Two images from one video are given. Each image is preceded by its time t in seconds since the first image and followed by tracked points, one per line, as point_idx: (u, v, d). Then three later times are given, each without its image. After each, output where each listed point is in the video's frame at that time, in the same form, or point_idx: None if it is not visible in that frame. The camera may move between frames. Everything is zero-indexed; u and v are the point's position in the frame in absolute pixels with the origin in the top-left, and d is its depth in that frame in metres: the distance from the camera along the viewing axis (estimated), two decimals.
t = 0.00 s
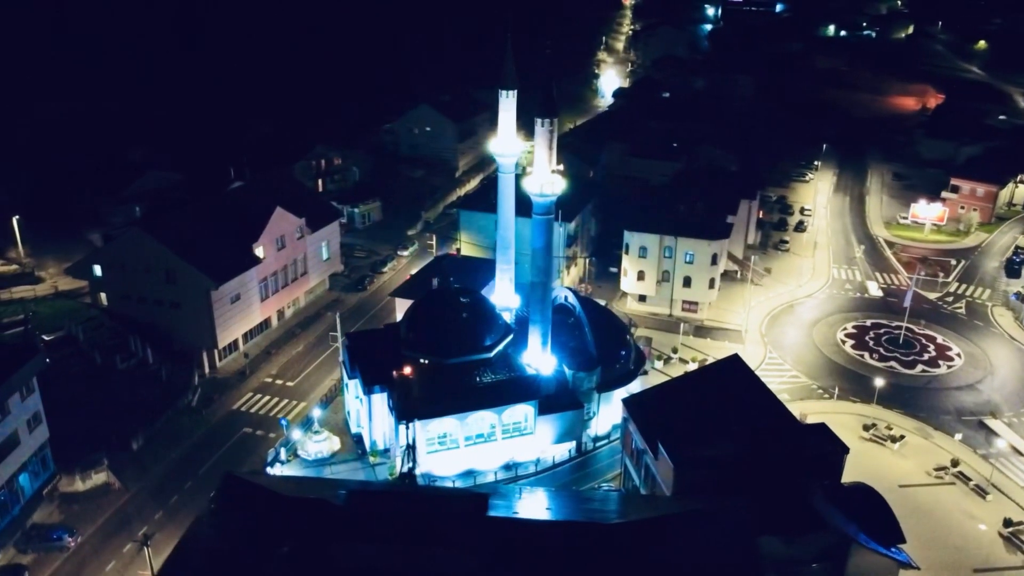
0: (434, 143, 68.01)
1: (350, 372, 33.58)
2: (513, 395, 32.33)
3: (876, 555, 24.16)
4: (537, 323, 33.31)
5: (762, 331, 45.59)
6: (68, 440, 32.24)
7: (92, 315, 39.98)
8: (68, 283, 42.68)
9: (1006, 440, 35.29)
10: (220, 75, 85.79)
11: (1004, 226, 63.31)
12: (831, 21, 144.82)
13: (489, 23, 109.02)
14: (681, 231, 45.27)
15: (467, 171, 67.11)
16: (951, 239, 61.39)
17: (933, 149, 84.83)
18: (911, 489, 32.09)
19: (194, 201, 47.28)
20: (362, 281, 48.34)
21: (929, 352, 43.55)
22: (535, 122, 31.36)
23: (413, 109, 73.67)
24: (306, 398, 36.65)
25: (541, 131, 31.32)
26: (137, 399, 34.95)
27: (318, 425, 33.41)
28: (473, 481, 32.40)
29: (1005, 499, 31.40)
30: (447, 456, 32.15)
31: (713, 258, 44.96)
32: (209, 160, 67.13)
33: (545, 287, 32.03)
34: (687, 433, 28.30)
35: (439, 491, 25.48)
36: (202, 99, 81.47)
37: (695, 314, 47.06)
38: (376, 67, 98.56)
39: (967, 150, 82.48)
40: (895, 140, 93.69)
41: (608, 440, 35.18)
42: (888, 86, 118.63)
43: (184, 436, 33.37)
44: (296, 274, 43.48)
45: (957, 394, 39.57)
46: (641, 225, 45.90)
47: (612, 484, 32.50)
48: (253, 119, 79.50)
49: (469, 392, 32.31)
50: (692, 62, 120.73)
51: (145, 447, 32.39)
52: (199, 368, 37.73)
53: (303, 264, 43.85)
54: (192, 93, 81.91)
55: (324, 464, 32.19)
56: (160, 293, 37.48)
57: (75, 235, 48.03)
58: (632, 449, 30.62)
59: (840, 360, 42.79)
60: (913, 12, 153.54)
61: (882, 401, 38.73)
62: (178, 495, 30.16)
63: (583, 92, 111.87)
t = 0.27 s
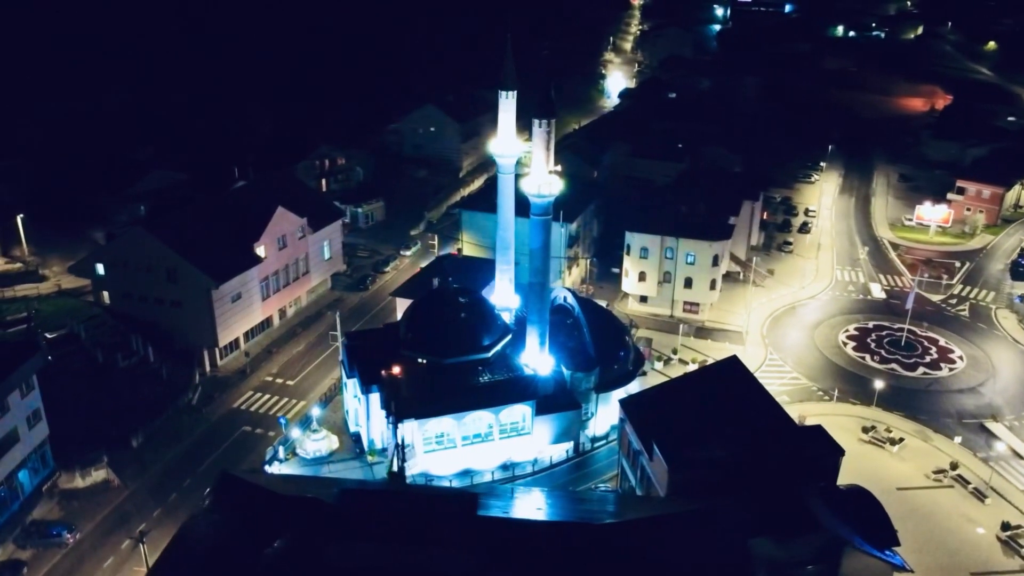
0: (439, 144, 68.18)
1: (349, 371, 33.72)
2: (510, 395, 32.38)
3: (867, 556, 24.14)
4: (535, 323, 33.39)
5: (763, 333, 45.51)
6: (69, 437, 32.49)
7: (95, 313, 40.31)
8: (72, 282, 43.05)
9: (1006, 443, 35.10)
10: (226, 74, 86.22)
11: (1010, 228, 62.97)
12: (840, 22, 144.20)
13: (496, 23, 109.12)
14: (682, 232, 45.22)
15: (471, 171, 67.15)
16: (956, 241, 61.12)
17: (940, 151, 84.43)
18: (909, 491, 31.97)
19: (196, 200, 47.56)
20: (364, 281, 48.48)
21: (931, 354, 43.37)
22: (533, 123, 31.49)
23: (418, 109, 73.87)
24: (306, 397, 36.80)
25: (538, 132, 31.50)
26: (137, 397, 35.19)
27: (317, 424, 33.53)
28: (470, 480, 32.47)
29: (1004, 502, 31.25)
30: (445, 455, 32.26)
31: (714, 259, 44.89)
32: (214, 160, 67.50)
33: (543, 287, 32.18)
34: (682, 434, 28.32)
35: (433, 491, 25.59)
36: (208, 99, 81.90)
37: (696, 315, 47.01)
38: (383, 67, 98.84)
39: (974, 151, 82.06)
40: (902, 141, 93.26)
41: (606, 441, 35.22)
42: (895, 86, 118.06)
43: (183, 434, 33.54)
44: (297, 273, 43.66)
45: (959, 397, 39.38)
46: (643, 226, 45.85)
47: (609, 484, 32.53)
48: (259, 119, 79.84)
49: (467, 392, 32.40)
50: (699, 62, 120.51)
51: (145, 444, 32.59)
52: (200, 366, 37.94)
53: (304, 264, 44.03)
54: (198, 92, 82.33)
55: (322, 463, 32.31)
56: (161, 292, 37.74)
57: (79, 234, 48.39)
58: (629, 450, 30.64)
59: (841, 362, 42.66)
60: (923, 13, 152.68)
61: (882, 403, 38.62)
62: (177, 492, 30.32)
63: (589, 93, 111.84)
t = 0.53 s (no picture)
0: (444, 144, 68.44)
1: (347, 370, 33.89)
2: (507, 395, 32.47)
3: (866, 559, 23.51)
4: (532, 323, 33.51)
5: (765, 335, 45.38)
6: (71, 434, 32.83)
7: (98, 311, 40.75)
8: (76, 280, 43.52)
9: (1007, 447, 34.89)
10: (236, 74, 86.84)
11: (1017, 231, 62.51)
12: (851, 22, 143.52)
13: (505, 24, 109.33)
14: (684, 233, 45.13)
15: (477, 171, 67.28)
16: (963, 244, 60.76)
17: (949, 153, 83.91)
18: (907, 495, 31.85)
19: (201, 198, 47.98)
20: (367, 280, 48.66)
21: (934, 357, 43.15)
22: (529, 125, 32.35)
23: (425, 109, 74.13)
24: (306, 395, 37.01)
25: (536, 135, 33.99)
26: (138, 394, 35.52)
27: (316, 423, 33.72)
28: (466, 480, 32.61)
29: (1003, 507, 31.10)
30: (441, 455, 32.39)
31: (716, 261, 44.80)
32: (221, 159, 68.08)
33: (540, 288, 32.40)
34: (677, 436, 28.35)
35: (427, 491, 25.74)
36: (217, 100, 82.58)
37: (698, 316, 46.94)
38: (391, 68, 99.20)
39: (983, 153, 81.51)
40: (911, 143, 92.77)
41: (604, 441, 35.26)
42: (906, 88, 117.46)
43: (183, 432, 33.81)
44: (300, 272, 43.91)
45: (960, 400, 39.18)
46: (645, 227, 45.77)
47: (605, 485, 32.55)
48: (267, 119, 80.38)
49: (464, 392, 32.49)
50: (709, 62, 120.30)
51: (144, 441, 32.87)
52: (202, 364, 38.24)
53: (306, 263, 44.28)
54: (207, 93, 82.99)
55: (320, 461, 32.51)
56: (164, 291, 38.07)
57: (86, 232, 48.94)
58: (624, 450, 30.68)
59: (843, 365, 42.50)
60: (936, 14, 151.66)
61: (883, 406, 38.49)
62: (175, 490, 30.54)
63: (598, 93, 111.79)
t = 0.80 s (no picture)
0: (450, 144, 68.65)
1: (346, 369, 34.04)
2: (505, 396, 32.54)
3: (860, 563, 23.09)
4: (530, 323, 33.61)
5: (767, 337, 45.26)
6: (72, 431, 33.16)
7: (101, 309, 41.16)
8: (80, 279, 43.96)
9: (1008, 451, 34.69)
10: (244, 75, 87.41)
11: None
12: (862, 23, 142.89)
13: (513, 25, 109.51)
14: (686, 234, 45.08)
15: (482, 172, 67.38)
16: (969, 246, 60.43)
17: (958, 155, 83.44)
18: (906, 498, 31.73)
19: (205, 198, 48.36)
20: (370, 280, 48.82)
21: (937, 360, 42.96)
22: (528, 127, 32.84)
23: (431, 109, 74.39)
24: (306, 394, 37.19)
25: (536, 134, 33.13)
26: (140, 391, 35.83)
27: (315, 422, 33.87)
28: (463, 480, 32.69)
29: (1002, 511, 30.95)
30: (438, 454, 32.47)
31: (718, 263, 44.74)
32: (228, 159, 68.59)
33: (538, 288, 32.59)
34: (672, 437, 28.37)
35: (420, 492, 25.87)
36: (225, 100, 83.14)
37: (700, 317, 46.84)
38: (399, 68, 99.44)
39: (992, 155, 80.98)
40: (920, 145, 92.33)
41: (602, 442, 35.27)
42: (917, 89, 116.86)
43: (184, 429, 34.06)
44: (302, 272, 44.13)
45: (962, 404, 38.99)
46: (647, 228, 45.74)
47: (602, 485, 32.59)
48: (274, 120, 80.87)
49: (462, 392, 32.57)
50: (718, 63, 120.10)
51: (145, 438, 33.13)
52: (203, 362, 38.49)
53: (309, 263, 44.51)
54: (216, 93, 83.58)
55: (318, 460, 32.65)
56: (166, 289, 38.38)
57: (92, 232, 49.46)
58: (620, 451, 30.69)
59: (845, 368, 42.34)
60: (948, 14, 150.74)
61: (883, 409, 38.35)
62: (175, 487, 30.75)
63: (606, 94, 111.62)
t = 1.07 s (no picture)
0: (455, 144, 68.83)
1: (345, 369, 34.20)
2: (504, 396, 32.58)
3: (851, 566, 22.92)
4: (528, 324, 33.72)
5: (769, 339, 45.13)
6: (74, 427, 33.51)
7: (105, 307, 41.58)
8: (85, 277, 44.42)
9: (1009, 456, 34.48)
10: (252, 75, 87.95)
11: None
12: (873, 24, 142.11)
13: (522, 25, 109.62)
14: (688, 236, 45.04)
15: (487, 172, 67.46)
16: (976, 249, 60.06)
17: (967, 156, 82.85)
18: (904, 502, 31.60)
19: (210, 197, 48.71)
20: (373, 280, 48.98)
21: (940, 363, 42.74)
22: (526, 127, 33.08)
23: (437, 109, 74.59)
24: (306, 393, 37.34)
25: (532, 135, 33.04)
26: (141, 388, 36.12)
27: (314, 420, 34.03)
28: (461, 479, 32.77)
29: (1001, 516, 30.78)
30: (436, 454, 32.56)
31: (720, 264, 44.69)
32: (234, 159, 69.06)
33: (537, 289, 32.66)
34: (667, 439, 28.40)
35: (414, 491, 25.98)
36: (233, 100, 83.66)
37: (702, 319, 46.74)
38: (407, 69, 99.76)
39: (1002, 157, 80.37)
40: (929, 146, 91.76)
41: (601, 443, 35.29)
42: (927, 90, 116.12)
43: (184, 427, 34.33)
44: (305, 271, 44.37)
45: (964, 407, 38.77)
46: (649, 229, 45.71)
47: (599, 486, 32.60)
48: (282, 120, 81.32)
49: (460, 392, 32.65)
50: (727, 63, 119.83)
51: (145, 436, 33.41)
52: (205, 361, 38.73)
53: (311, 262, 44.72)
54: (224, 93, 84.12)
55: (317, 458, 32.74)
56: (169, 288, 38.68)
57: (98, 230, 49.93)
58: (617, 452, 30.72)
59: (847, 371, 42.17)
60: (961, 15, 149.63)
61: (883, 412, 38.22)
62: (173, 484, 30.99)
63: (614, 95, 111.54)
